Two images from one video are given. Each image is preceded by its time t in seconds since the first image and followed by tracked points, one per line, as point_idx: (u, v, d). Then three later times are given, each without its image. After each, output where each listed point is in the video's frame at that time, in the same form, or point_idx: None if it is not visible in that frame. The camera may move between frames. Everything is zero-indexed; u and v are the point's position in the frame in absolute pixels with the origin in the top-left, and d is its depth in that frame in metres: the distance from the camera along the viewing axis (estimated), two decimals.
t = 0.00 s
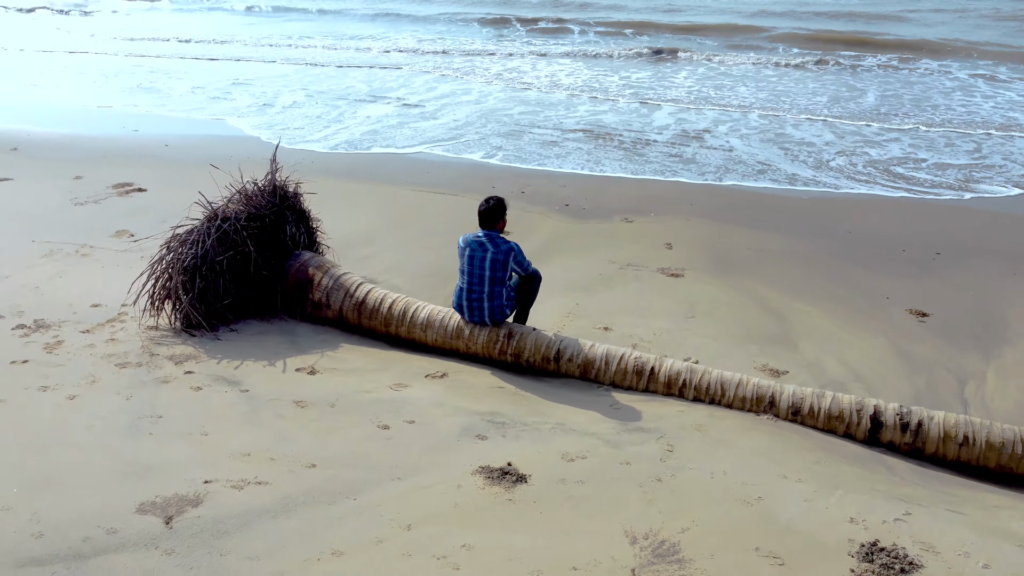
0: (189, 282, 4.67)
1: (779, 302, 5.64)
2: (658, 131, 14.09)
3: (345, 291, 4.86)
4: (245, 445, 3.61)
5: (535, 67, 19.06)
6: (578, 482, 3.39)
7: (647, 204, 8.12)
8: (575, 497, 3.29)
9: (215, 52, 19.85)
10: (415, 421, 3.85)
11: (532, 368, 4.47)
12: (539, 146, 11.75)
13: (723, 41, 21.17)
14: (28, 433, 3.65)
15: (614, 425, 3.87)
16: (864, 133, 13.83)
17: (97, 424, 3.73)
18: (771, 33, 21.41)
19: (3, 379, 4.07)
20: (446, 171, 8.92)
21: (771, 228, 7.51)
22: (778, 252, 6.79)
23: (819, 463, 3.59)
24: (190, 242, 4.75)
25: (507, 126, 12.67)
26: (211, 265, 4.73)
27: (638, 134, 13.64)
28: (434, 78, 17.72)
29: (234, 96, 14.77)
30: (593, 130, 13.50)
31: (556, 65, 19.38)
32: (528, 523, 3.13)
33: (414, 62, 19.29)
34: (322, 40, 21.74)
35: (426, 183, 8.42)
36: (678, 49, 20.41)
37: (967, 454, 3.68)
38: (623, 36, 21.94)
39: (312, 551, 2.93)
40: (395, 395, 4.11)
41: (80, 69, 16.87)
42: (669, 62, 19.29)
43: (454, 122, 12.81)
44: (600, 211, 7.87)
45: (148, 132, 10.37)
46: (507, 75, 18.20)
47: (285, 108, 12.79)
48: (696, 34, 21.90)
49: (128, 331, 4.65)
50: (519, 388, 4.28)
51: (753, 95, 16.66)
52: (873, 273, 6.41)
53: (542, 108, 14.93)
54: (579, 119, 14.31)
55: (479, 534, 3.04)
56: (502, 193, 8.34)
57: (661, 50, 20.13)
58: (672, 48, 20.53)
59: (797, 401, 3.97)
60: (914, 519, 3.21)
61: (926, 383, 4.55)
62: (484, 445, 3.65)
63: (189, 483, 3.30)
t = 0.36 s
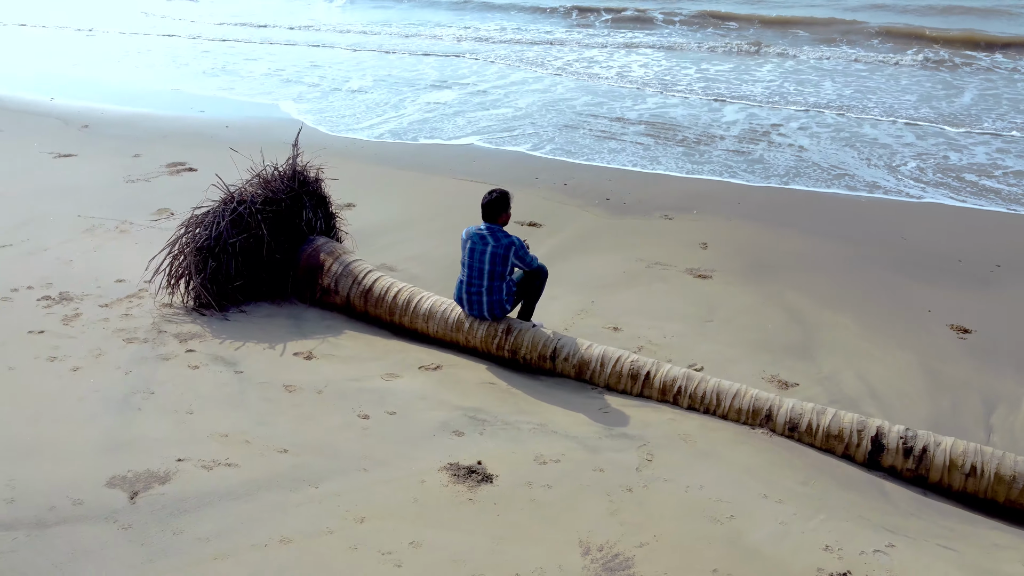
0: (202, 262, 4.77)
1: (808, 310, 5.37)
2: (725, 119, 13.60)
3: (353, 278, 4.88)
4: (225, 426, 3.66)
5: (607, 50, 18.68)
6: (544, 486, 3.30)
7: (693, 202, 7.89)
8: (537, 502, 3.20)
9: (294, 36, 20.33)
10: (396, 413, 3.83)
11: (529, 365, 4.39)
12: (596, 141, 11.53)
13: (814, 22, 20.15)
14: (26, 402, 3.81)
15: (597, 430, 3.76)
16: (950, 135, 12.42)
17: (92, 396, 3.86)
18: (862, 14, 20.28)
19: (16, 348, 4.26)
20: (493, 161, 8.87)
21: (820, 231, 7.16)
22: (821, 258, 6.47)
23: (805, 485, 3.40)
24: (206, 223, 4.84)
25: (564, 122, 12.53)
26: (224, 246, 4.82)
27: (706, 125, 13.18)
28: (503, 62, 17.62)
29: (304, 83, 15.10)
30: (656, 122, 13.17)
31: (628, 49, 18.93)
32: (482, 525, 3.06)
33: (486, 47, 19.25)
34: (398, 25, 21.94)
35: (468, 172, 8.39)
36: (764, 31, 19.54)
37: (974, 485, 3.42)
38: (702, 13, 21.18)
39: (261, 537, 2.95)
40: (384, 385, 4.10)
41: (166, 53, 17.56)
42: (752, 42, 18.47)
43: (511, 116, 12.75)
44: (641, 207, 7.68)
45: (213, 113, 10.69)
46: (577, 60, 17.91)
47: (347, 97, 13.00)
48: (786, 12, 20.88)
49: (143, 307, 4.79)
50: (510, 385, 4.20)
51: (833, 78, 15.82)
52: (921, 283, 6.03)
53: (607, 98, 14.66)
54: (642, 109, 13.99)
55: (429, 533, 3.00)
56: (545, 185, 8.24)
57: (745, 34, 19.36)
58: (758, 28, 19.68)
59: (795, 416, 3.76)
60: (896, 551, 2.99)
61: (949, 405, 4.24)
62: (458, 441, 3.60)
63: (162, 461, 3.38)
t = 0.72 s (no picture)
0: (211, 251, 4.86)
1: (827, 326, 5.14)
2: (786, 121, 13.13)
3: (358, 273, 4.90)
4: (205, 414, 3.72)
5: (673, 47, 18.28)
6: (506, 493, 3.23)
7: (732, 208, 7.64)
8: (495, 509, 3.14)
9: (362, 31, 20.64)
10: (375, 410, 3.82)
11: (521, 369, 4.32)
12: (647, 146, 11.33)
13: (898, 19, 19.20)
14: (26, 380, 3.94)
15: (575, 439, 3.67)
16: None
17: (87, 378, 3.97)
18: (949, 14, 19.26)
19: (28, 328, 4.41)
20: (533, 161, 8.81)
21: (862, 242, 6.83)
22: (856, 270, 6.17)
23: (781, 510, 3.24)
24: (218, 213, 4.93)
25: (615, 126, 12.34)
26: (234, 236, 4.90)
27: (767, 127, 12.72)
28: (564, 58, 17.46)
29: (364, 79, 15.32)
30: (712, 123, 12.84)
31: (694, 45, 18.48)
32: (434, 528, 3.02)
33: (550, 42, 19.09)
34: (465, 20, 22.03)
35: (503, 171, 8.35)
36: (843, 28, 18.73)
37: (967, 521, 3.20)
38: (775, 11, 20.49)
39: (213, 527, 2.98)
40: (370, 381, 4.09)
41: (237, 46, 18.08)
42: (828, 44, 17.79)
43: (562, 118, 12.65)
44: (676, 212, 7.49)
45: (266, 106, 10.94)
46: (639, 57, 17.60)
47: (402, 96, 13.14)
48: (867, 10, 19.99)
49: (154, 293, 4.90)
50: (498, 388, 4.15)
51: (913, 80, 15.02)
52: (961, 301, 5.68)
53: (666, 98, 14.36)
54: (700, 110, 13.66)
55: (379, 533, 2.98)
56: (581, 187, 8.13)
57: (821, 33, 18.63)
58: (837, 25, 18.88)
59: (783, 436, 3.59)
60: None
61: (962, 435, 3.99)
62: (430, 442, 3.57)
63: (137, 445, 3.45)
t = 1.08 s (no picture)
0: (220, 239, 4.94)
1: (842, 341, 4.90)
2: (849, 124, 12.56)
3: (360, 267, 4.92)
4: (186, 398, 3.79)
5: (740, 46, 17.76)
6: (462, 496, 3.19)
7: (768, 214, 7.38)
8: (447, 511, 3.10)
9: (428, 25, 20.77)
10: (351, 404, 3.83)
11: (509, 370, 4.27)
12: (697, 149, 11.05)
13: (986, 19, 18.16)
14: (28, 355, 4.09)
15: (547, 444, 3.60)
16: None
17: (83, 357, 4.10)
18: None
19: (40, 306, 4.57)
20: (570, 161, 8.71)
21: (902, 254, 6.49)
22: (888, 281, 5.87)
23: (745, 531, 3.10)
24: (229, 202, 5.01)
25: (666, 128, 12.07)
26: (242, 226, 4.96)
27: (829, 130, 12.22)
28: (625, 55, 17.18)
29: (421, 74, 15.44)
30: (769, 125, 12.42)
31: (761, 44, 17.92)
32: (381, 526, 3.00)
33: (612, 38, 18.82)
34: (530, 15, 21.95)
35: (536, 170, 8.27)
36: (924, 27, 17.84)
37: (947, 557, 3.01)
38: (852, 10, 19.68)
39: (167, 512, 3.03)
40: (354, 374, 4.10)
41: (304, 38, 18.48)
42: (905, 47, 17.02)
43: (612, 118, 12.45)
44: (708, 215, 7.27)
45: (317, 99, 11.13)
46: (703, 55, 17.17)
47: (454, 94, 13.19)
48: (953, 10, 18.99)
49: (165, 278, 5.02)
50: (481, 388, 4.10)
51: (998, 87, 14.18)
52: (997, 319, 5.33)
53: (725, 98, 13.98)
54: (759, 112, 13.22)
55: (325, 528, 2.98)
56: (614, 187, 7.99)
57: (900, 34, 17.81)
58: (917, 25, 18.01)
59: (762, 454, 3.44)
60: None
61: (965, 465, 3.74)
62: (397, 439, 3.55)
63: (114, 425, 3.54)
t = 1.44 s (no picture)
0: (232, 227, 5.04)
1: (856, 359, 4.67)
2: (918, 132, 11.89)
3: (365, 260, 4.96)
4: (173, 380, 3.88)
5: (813, 48, 17.14)
6: (417, 494, 3.17)
7: (807, 222, 7.09)
8: (398, 508, 3.09)
9: (495, 22, 20.79)
10: (330, 395, 3.85)
11: (496, 370, 4.23)
12: (750, 155, 10.72)
13: None
14: (36, 330, 4.26)
15: (516, 447, 3.55)
16: None
17: (86, 335, 4.25)
18: None
19: (58, 285, 4.76)
20: (609, 164, 8.58)
21: (944, 270, 6.14)
22: (920, 298, 5.56)
23: (701, 551, 2.98)
24: (243, 190, 5.11)
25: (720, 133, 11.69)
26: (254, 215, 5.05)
27: (896, 137, 11.66)
28: (691, 55, 16.79)
29: (482, 70, 15.48)
30: (831, 130, 11.91)
31: (836, 46, 17.26)
32: (329, 518, 3.01)
33: (680, 38, 18.43)
34: (601, 13, 21.72)
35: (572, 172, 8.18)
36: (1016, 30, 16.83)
37: None
38: (938, 14, 18.73)
39: (128, 491, 3.11)
40: (341, 366, 4.13)
41: (373, 33, 18.79)
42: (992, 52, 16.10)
43: (666, 121, 12.17)
44: (742, 221, 7.04)
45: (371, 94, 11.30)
46: (772, 56, 16.63)
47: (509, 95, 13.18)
48: None
49: (181, 263, 5.16)
50: (464, 387, 4.07)
51: None
52: None
53: (789, 101, 13.52)
54: (823, 116, 12.67)
55: (275, 517, 3.01)
56: (649, 189, 7.82)
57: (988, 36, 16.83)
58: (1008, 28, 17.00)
59: (734, 472, 3.31)
60: None
61: (963, 498, 3.51)
62: (367, 432, 3.56)
63: (98, 403, 3.65)
